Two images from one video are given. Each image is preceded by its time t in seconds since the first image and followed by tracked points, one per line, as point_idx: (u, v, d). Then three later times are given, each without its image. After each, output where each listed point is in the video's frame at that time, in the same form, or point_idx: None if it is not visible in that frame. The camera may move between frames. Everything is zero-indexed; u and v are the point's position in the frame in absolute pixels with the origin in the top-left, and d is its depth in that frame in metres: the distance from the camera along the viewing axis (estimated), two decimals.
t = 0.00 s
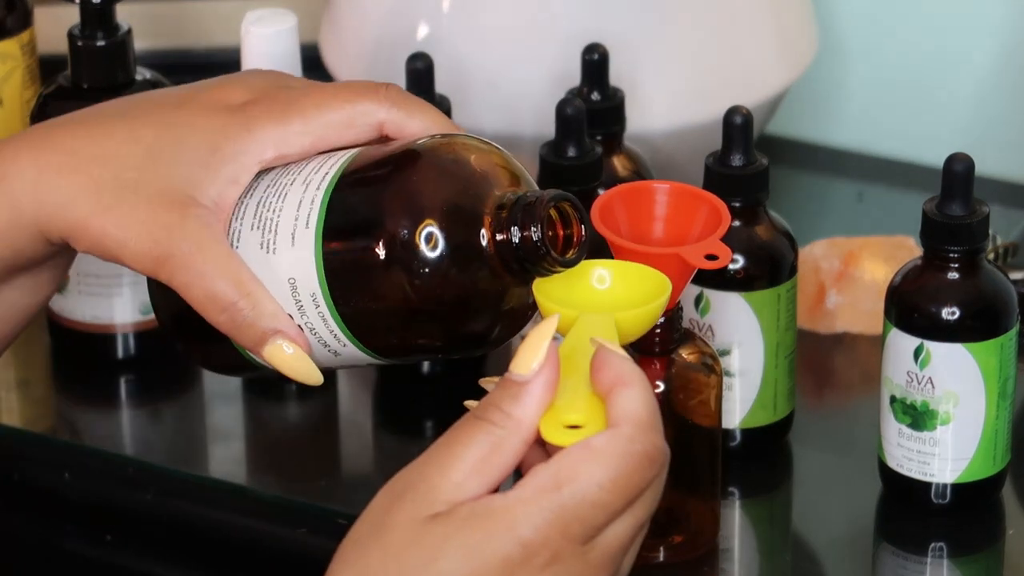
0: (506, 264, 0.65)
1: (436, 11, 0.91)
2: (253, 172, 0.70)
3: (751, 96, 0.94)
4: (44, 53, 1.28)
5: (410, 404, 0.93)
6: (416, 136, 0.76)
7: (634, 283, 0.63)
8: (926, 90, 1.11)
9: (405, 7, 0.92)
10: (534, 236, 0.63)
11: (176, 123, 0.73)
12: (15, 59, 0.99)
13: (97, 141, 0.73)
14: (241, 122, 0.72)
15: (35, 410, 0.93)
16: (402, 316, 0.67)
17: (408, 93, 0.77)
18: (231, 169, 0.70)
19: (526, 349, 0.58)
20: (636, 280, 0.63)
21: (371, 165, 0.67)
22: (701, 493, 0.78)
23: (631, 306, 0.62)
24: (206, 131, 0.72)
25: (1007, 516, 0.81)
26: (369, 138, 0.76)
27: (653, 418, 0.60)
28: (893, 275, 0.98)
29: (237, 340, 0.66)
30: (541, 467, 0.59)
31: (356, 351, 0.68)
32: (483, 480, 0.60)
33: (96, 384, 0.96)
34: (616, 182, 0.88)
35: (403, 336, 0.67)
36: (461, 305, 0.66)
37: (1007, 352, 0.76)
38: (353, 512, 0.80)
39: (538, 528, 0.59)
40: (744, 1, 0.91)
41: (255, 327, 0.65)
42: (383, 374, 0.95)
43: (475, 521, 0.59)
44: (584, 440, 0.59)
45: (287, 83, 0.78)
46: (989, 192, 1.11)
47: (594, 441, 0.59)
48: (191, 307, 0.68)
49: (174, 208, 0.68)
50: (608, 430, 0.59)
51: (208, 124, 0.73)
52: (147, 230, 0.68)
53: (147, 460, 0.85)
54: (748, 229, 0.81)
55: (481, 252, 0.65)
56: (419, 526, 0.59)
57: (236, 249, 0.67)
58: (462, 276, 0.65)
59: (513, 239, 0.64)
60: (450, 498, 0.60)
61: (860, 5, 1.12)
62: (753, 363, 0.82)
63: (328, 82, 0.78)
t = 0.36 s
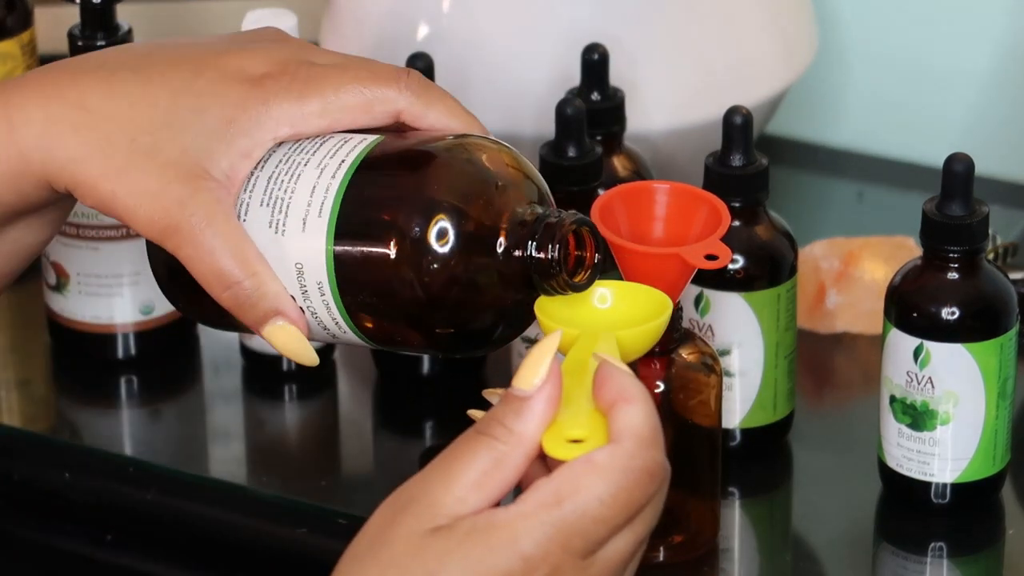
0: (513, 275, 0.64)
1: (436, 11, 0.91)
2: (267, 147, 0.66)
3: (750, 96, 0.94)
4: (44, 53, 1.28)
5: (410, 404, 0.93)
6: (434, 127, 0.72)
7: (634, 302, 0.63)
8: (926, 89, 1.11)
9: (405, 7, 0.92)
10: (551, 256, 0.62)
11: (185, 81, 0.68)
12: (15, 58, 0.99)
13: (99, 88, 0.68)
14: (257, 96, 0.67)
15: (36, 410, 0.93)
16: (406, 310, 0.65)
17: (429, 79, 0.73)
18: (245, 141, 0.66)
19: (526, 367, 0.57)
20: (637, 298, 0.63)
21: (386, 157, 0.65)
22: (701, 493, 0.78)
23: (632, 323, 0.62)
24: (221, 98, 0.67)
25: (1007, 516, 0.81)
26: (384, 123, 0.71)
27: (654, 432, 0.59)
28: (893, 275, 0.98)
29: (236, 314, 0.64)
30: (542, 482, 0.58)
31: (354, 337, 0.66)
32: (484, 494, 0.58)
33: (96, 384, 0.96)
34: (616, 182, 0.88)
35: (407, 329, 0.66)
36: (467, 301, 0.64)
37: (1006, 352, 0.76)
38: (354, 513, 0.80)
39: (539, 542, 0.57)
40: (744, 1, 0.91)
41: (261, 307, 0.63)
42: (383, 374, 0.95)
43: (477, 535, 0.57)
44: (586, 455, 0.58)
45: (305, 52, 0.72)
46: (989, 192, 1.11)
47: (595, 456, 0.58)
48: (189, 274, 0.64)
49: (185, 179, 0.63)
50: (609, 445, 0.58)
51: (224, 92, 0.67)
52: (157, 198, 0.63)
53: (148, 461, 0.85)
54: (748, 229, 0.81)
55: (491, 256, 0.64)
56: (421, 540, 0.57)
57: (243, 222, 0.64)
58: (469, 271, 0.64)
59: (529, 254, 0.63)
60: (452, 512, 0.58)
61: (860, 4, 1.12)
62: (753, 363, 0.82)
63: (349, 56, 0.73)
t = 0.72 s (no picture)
0: (504, 273, 0.64)
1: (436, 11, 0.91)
2: (263, 130, 0.65)
3: (751, 96, 0.94)
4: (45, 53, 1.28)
5: (410, 404, 0.93)
6: (432, 117, 0.70)
7: (626, 302, 0.64)
8: (926, 89, 1.11)
9: (404, 7, 0.92)
10: (546, 259, 0.62)
11: (181, 61, 0.67)
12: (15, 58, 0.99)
13: (99, 68, 0.67)
14: (256, 80, 0.66)
15: (35, 410, 0.93)
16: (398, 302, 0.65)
17: (432, 69, 0.71)
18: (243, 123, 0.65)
19: (515, 367, 0.57)
20: (629, 299, 0.64)
21: (383, 149, 0.65)
22: (700, 492, 0.78)
23: (625, 322, 0.62)
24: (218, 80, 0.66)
25: (1007, 516, 0.81)
26: (383, 110, 0.69)
27: (644, 431, 0.58)
28: (893, 275, 0.98)
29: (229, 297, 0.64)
30: (531, 481, 0.58)
31: (345, 325, 0.66)
32: (474, 493, 0.58)
33: (96, 385, 0.96)
34: (616, 182, 0.88)
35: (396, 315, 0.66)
36: (460, 294, 0.64)
37: (1006, 352, 0.76)
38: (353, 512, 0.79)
39: (527, 542, 0.57)
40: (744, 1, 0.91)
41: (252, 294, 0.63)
42: (383, 374, 0.95)
43: (465, 535, 0.57)
44: (574, 452, 0.57)
45: (308, 35, 0.72)
46: (989, 192, 1.11)
47: (583, 454, 0.57)
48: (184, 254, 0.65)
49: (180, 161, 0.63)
50: (598, 443, 0.57)
51: (221, 74, 0.66)
52: (153, 180, 0.63)
53: (148, 460, 0.85)
54: (748, 229, 0.81)
55: (486, 251, 0.64)
56: (409, 539, 0.57)
57: (238, 204, 0.64)
58: (463, 264, 0.63)
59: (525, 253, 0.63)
60: (441, 511, 0.58)
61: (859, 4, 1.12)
62: (753, 363, 0.82)
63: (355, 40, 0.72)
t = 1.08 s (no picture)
0: (504, 270, 0.64)
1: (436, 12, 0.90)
2: (267, 112, 0.66)
3: (751, 96, 0.94)
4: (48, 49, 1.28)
5: (410, 405, 0.93)
6: (437, 109, 0.70)
7: (618, 304, 0.64)
8: (926, 88, 1.11)
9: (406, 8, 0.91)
10: (547, 260, 0.62)
11: (189, 37, 0.67)
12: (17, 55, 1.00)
13: (103, 45, 0.67)
14: (263, 61, 0.66)
15: (35, 410, 0.93)
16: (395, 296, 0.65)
17: (439, 60, 0.72)
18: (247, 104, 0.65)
19: (508, 371, 0.57)
20: (621, 299, 0.64)
21: (388, 140, 0.65)
22: (700, 492, 0.78)
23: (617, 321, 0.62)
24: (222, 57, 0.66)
25: (1007, 516, 0.81)
26: (387, 99, 0.69)
27: (637, 434, 0.58)
28: (893, 275, 0.98)
29: (224, 277, 0.64)
30: (523, 483, 0.58)
31: (337, 310, 0.66)
32: (466, 496, 0.58)
33: (96, 385, 0.96)
34: (616, 182, 0.88)
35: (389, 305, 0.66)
36: (457, 287, 0.64)
37: (1006, 352, 0.76)
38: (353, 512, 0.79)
39: (519, 544, 0.57)
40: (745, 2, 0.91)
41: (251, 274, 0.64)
42: (383, 374, 0.95)
43: (457, 538, 0.57)
44: (567, 455, 0.57)
45: (315, 15, 0.72)
46: (989, 192, 1.11)
47: (576, 456, 0.57)
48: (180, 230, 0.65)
49: (183, 138, 0.63)
50: (591, 446, 0.57)
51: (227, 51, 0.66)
52: (156, 156, 0.63)
53: (147, 460, 0.86)
54: (748, 229, 0.81)
55: (488, 246, 0.63)
56: (401, 542, 0.57)
57: (238, 182, 0.64)
58: (461, 258, 0.63)
59: (526, 254, 0.63)
60: (434, 515, 0.58)
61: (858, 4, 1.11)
62: (753, 363, 0.82)
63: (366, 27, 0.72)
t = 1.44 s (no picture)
0: (503, 269, 0.63)
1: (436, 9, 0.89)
2: (272, 96, 0.65)
3: (750, 96, 0.94)
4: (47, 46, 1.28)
5: (410, 405, 0.93)
6: (443, 103, 0.70)
7: (612, 308, 0.64)
8: (926, 87, 1.11)
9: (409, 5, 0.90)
10: (546, 263, 0.62)
11: (200, 16, 0.66)
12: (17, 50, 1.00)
13: (105, 22, 0.66)
14: (272, 46, 0.65)
15: (35, 410, 0.93)
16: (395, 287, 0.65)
17: (448, 53, 0.71)
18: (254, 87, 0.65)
19: (503, 373, 0.57)
20: (614, 302, 0.65)
21: (393, 132, 0.65)
22: (700, 492, 0.78)
23: (610, 324, 0.63)
24: (233, 38, 0.65)
25: (1007, 515, 0.81)
26: (394, 91, 0.69)
27: (630, 438, 0.58)
28: (893, 276, 0.97)
29: (223, 260, 0.64)
30: (517, 485, 0.58)
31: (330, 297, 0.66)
32: (460, 497, 0.58)
33: (96, 385, 0.96)
34: (615, 182, 0.88)
35: (383, 300, 0.66)
36: (456, 281, 0.64)
37: (1006, 352, 0.76)
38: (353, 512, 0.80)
39: (513, 546, 0.57)
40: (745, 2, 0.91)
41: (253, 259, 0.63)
42: (383, 373, 0.95)
43: (452, 539, 0.57)
44: (561, 458, 0.57)
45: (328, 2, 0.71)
46: (989, 192, 1.11)
47: (570, 459, 0.57)
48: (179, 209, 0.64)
49: (189, 118, 0.63)
50: (584, 449, 0.57)
51: (235, 31, 0.65)
52: (160, 136, 0.62)
53: (147, 460, 0.86)
54: (748, 229, 0.81)
55: (488, 245, 0.64)
56: (396, 543, 0.57)
57: (240, 165, 0.64)
58: (460, 255, 0.63)
59: (525, 254, 0.63)
60: (428, 516, 0.58)
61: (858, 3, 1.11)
62: (753, 363, 0.82)
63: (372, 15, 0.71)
